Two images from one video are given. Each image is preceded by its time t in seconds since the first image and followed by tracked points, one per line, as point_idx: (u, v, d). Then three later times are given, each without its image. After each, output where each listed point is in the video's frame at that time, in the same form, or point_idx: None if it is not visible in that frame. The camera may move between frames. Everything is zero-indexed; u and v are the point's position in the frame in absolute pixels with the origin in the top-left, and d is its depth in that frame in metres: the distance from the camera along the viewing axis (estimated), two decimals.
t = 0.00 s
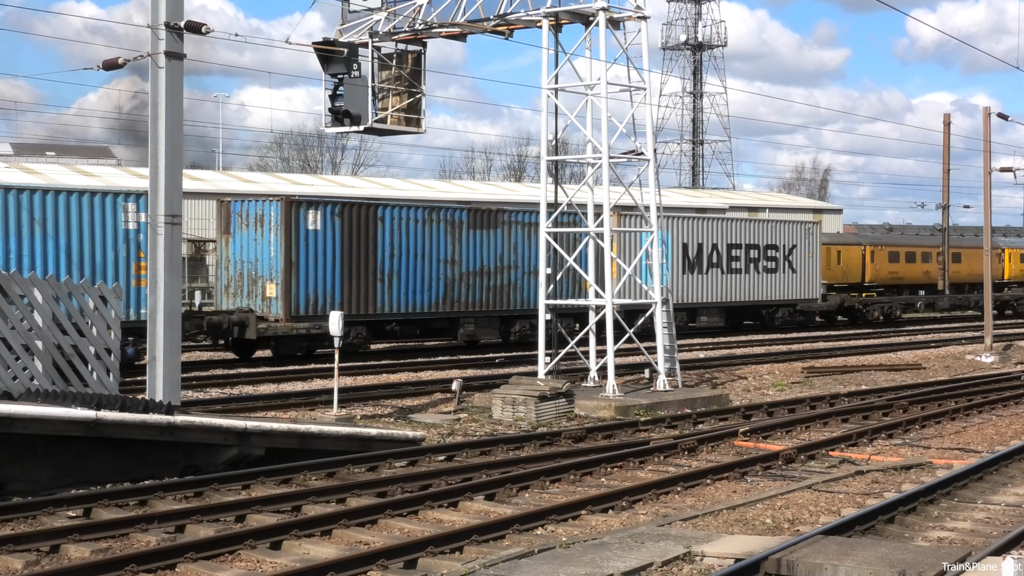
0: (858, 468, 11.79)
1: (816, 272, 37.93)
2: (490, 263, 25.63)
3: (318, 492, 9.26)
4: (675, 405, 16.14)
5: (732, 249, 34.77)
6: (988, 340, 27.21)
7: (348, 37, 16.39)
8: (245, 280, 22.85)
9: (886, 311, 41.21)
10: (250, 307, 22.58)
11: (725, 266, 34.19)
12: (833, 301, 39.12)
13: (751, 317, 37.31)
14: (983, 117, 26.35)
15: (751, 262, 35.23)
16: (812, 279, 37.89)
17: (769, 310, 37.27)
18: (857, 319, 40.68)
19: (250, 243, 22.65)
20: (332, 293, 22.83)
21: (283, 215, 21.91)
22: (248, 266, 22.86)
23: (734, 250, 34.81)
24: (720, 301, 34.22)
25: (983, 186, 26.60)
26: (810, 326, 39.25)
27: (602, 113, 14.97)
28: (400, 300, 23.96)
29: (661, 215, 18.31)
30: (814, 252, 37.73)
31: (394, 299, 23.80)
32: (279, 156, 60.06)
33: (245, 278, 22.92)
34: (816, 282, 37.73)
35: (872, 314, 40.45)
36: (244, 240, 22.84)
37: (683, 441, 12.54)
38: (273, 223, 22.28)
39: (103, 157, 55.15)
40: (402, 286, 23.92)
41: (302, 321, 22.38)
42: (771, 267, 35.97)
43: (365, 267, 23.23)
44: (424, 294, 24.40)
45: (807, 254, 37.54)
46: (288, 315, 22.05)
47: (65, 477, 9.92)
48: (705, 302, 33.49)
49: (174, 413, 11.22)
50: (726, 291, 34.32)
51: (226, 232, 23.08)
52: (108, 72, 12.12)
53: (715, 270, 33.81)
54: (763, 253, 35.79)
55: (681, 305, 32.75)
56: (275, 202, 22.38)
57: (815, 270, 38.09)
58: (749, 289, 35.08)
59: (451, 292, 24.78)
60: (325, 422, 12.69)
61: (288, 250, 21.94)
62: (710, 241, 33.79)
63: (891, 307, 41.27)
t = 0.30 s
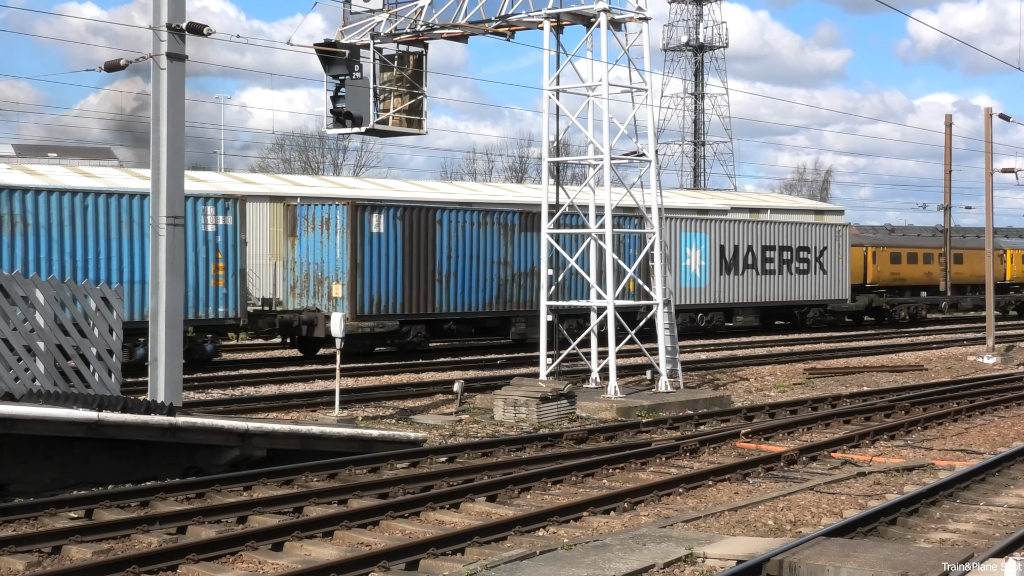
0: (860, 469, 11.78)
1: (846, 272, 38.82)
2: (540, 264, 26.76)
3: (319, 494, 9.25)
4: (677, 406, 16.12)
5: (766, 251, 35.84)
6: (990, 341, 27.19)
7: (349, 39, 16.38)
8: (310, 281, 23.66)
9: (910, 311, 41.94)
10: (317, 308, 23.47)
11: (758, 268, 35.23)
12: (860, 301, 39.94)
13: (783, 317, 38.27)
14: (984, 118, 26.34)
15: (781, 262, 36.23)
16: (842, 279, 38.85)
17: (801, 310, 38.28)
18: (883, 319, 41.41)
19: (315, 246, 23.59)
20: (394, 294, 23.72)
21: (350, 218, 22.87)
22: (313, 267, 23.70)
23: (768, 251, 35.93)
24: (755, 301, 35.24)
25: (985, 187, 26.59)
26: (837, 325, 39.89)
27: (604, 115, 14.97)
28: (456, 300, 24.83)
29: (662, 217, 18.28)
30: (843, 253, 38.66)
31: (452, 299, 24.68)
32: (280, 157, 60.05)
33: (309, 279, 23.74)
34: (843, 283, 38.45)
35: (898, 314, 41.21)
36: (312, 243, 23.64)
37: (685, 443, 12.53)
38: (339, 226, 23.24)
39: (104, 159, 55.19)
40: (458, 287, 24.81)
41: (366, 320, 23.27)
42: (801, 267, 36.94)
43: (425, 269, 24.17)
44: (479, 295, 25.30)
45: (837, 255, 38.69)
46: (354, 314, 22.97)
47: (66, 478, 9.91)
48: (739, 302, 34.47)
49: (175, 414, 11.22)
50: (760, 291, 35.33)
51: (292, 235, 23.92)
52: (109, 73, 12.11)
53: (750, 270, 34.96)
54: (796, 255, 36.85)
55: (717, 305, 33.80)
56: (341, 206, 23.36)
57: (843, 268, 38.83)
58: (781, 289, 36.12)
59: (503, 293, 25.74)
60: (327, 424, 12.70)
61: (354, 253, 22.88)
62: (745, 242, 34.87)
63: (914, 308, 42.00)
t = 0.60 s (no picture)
0: (864, 471, 11.77)
1: (873, 275, 38.20)
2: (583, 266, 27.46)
3: (324, 495, 9.25)
4: (682, 408, 16.09)
5: (798, 254, 35.29)
6: (995, 343, 27.13)
7: (354, 41, 16.39)
8: (367, 282, 24.42)
9: (936, 312, 42.27)
10: (374, 308, 24.15)
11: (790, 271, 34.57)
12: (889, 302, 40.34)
13: (812, 318, 37.53)
14: (990, 119, 26.30)
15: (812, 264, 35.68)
16: (870, 282, 38.11)
17: (830, 311, 37.62)
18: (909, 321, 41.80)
19: (373, 249, 24.27)
20: (447, 295, 24.36)
21: (407, 222, 23.45)
22: (370, 269, 24.43)
23: (799, 254, 35.35)
24: (786, 302, 34.62)
25: (989, 189, 26.53)
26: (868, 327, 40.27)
27: (608, 117, 14.96)
28: (506, 301, 25.60)
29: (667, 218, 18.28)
30: (872, 256, 38.12)
31: (502, 299, 25.44)
32: (284, 159, 60.00)
33: (366, 280, 24.50)
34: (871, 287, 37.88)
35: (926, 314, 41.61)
36: (369, 245, 24.36)
37: (690, 444, 12.52)
38: (396, 229, 23.86)
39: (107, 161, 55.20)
40: (507, 288, 25.60)
41: (422, 320, 23.87)
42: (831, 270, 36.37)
43: (478, 270, 24.89)
44: (527, 295, 26.21)
45: (867, 258, 37.96)
46: (411, 315, 23.55)
47: (71, 480, 9.91)
48: (770, 304, 33.90)
49: (180, 416, 11.24)
50: (790, 294, 34.76)
51: (349, 238, 24.75)
52: (114, 75, 12.12)
53: (782, 273, 34.31)
54: (826, 257, 36.32)
55: (751, 306, 33.40)
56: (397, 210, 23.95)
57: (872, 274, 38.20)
58: (812, 291, 35.56)
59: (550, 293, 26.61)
60: (331, 425, 12.71)
61: (411, 255, 23.48)
62: (778, 244, 34.26)
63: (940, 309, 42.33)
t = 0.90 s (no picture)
0: (869, 474, 11.74)
1: (903, 277, 38.60)
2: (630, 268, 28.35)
3: (329, 497, 9.25)
4: (687, 410, 16.06)
5: (831, 256, 35.76)
6: (1000, 346, 27.06)
7: (359, 43, 16.45)
8: (428, 284, 25.03)
9: (963, 313, 43.53)
10: (434, 308, 24.91)
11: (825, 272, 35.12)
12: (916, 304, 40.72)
13: (844, 318, 38.15)
14: (995, 122, 26.25)
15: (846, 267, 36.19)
16: (900, 284, 38.50)
17: (862, 312, 38.09)
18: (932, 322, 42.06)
19: (432, 251, 24.93)
20: (503, 296, 25.37)
21: (467, 226, 24.27)
22: (430, 270, 25.08)
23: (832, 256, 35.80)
24: (821, 303, 35.17)
25: (995, 191, 26.48)
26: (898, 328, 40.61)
27: (613, 118, 14.96)
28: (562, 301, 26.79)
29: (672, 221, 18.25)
30: (903, 259, 38.54)
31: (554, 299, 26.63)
32: (289, 161, 60.10)
33: (428, 282, 25.07)
34: (903, 288, 38.30)
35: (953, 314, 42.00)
36: (429, 248, 24.97)
37: (694, 447, 12.50)
38: (456, 232, 24.61)
39: (112, 162, 55.28)
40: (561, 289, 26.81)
41: (480, 319, 24.88)
42: (863, 272, 36.86)
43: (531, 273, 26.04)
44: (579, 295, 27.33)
45: (898, 261, 38.43)
46: (472, 315, 24.49)
47: (76, 482, 9.92)
48: (806, 305, 34.48)
49: (185, 417, 11.26)
50: (825, 295, 35.29)
51: (408, 241, 25.07)
52: (119, 77, 12.15)
53: (817, 276, 34.92)
54: (858, 260, 36.74)
55: (787, 307, 33.96)
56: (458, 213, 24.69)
57: (903, 276, 38.57)
58: (846, 292, 36.08)
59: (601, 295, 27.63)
60: (336, 427, 12.72)
61: (471, 257, 24.33)
62: (812, 248, 34.90)
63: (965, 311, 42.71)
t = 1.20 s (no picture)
0: (874, 475, 11.72)
1: (930, 277, 39.24)
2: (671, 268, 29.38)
3: (333, 498, 9.25)
4: (690, 411, 16.05)
5: (861, 258, 36.45)
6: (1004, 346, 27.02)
7: (364, 43, 16.52)
8: (477, 284, 26.18)
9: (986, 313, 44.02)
10: (483, 308, 25.99)
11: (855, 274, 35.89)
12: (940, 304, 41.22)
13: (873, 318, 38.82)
14: (1000, 122, 26.20)
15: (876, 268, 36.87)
16: (927, 284, 39.11)
17: (890, 312, 38.69)
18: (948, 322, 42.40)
19: (482, 252, 26.06)
20: (551, 295, 26.53)
21: (516, 228, 25.50)
22: (480, 271, 26.20)
23: (863, 258, 36.48)
24: (852, 303, 35.93)
25: (1000, 192, 26.44)
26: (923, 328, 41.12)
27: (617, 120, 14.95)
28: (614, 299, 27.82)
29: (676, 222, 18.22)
30: (929, 259, 39.16)
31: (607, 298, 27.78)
32: (293, 162, 60.14)
33: (476, 282, 26.24)
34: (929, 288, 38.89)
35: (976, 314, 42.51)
36: (478, 250, 26.13)
37: (699, 447, 12.49)
38: (505, 235, 25.76)
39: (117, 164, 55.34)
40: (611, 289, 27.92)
41: (529, 319, 26.00)
42: (892, 272, 37.51)
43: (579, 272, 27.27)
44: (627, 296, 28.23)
45: (926, 262, 39.08)
46: (521, 314, 25.66)
47: (80, 483, 9.92)
48: (837, 305, 35.26)
49: (189, 418, 11.26)
50: (856, 296, 36.02)
51: (458, 243, 26.31)
52: (123, 78, 12.16)
53: (846, 277, 35.59)
54: (886, 261, 37.33)
55: (819, 307, 34.71)
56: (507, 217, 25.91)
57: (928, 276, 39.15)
58: (874, 293, 36.67)
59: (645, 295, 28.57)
60: (340, 428, 12.72)
61: (519, 259, 25.53)
62: (842, 249, 35.57)
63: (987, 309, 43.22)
